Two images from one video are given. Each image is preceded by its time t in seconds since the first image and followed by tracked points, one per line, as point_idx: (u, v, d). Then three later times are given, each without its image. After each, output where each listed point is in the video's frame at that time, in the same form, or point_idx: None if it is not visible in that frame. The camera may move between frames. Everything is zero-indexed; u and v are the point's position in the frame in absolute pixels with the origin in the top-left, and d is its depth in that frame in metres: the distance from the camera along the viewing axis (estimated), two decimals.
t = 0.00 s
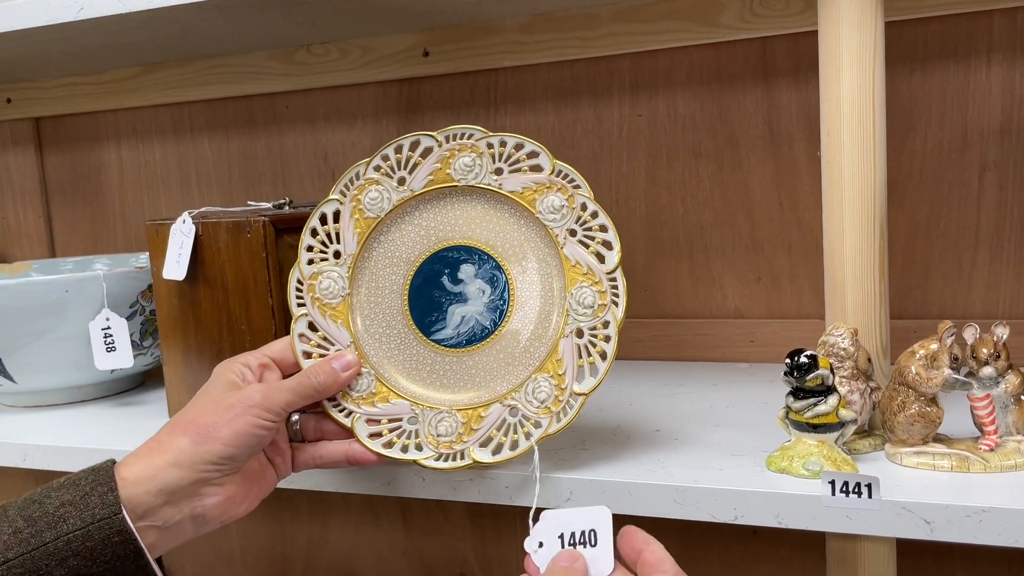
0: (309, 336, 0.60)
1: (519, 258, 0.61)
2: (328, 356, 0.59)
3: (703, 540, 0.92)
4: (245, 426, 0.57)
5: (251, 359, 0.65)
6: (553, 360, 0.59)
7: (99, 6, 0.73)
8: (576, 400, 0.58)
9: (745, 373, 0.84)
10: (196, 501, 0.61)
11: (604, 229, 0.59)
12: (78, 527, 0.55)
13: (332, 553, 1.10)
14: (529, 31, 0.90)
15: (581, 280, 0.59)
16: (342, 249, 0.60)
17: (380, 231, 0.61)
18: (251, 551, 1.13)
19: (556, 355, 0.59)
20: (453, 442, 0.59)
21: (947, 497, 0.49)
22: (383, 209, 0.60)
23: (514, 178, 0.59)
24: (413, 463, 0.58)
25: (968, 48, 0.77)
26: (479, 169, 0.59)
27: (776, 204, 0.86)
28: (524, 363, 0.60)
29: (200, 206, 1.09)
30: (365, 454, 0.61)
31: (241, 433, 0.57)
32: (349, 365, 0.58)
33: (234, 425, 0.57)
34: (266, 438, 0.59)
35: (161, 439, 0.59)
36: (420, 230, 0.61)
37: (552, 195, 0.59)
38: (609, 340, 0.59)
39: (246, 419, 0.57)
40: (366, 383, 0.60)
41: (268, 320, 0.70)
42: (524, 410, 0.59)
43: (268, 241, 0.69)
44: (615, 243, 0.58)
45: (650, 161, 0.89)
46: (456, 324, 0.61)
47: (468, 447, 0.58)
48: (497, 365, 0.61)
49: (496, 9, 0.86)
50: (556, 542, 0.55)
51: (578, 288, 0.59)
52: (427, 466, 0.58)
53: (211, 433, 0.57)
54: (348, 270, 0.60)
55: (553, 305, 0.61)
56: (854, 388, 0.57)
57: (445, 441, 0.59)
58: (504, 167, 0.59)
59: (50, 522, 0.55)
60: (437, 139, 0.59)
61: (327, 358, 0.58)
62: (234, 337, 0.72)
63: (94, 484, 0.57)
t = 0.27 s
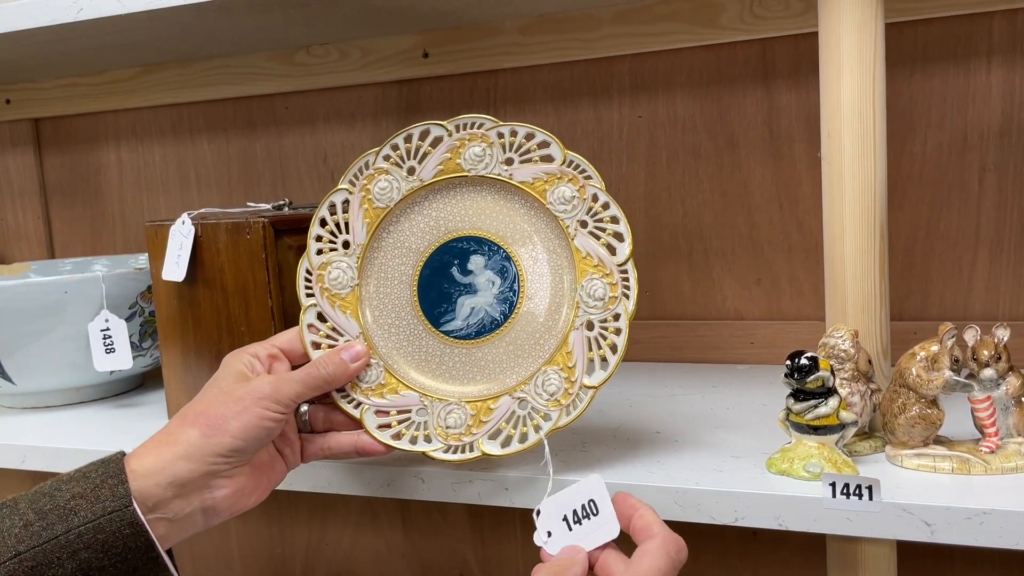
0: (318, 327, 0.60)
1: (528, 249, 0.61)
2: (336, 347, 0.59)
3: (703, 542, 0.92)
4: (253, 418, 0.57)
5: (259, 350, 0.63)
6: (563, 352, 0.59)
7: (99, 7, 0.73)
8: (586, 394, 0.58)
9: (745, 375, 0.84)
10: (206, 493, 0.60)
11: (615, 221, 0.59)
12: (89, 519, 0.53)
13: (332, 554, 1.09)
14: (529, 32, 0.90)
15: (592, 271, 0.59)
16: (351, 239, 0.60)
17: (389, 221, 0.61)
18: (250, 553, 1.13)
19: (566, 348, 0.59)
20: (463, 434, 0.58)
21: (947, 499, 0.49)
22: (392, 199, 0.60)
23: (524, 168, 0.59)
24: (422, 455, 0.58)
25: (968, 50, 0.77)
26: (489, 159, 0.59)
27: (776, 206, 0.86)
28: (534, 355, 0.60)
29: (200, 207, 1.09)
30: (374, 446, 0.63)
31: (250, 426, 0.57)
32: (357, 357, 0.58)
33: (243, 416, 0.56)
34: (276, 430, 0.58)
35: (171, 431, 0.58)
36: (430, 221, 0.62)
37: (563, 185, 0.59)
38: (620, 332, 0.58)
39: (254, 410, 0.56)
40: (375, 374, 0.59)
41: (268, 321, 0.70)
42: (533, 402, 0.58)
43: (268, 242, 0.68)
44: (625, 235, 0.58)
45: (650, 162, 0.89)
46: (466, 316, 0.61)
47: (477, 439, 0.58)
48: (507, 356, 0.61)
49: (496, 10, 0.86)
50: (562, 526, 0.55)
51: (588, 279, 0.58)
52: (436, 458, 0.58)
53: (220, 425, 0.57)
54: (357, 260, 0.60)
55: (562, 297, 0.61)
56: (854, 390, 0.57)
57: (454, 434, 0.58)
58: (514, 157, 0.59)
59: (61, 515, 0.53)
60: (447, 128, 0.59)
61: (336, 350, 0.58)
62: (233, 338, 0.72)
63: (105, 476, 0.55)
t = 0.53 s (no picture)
0: (322, 326, 0.60)
1: (533, 249, 0.61)
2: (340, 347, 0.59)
3: (701, 544, 0.92)
4: (257, 419, 0.57)
5: (262, 351, 0.63)
6: (568, 353, 0.59)
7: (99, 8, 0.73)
8: (591, 394, 0.58)
9: (743, 376, 0.84)
10: (209, 495, 0.60)
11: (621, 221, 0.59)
12: (92, 520, 0.53)
13: (330, 556, 1.09)
14: (528, 34, 0.90)
15: (598, 272, 0.59)
16: (355, 238, 0.60)
17: (393, 220, 0.61)
18: (249, 554, 1.13)
19: (571, 348, 0.59)
20: (467, 434, 0.58)
21: (946, 501, 0.49)
22: (397, 198, 0.60)
23: (530, 167, 0.59)
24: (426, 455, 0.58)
25: (966, 52, 0.77)
26: (494, 157, 0.59)
27: (774, 208, 0.86)
28: (539, 355, 0.60)
29: (198, 208, 1.09)
30: (378, 446, 0.63)
31: (253, 427, 0.57)
32: (361, 356, 0.58)
33: (246, 418, 0.56)
34: (279, 431, 0.58)
35: (173, 432, 0.58)
36: (435, 220, 0.62)
37: (568, 184, 0.59)
38: (625, 332, 0.58)
39: (258, 412, 0.56)
40: (379, 374, 0.59)
41: (267, 323, 0.70)
42: (538, 403, 0.58)
43: (266, 244, 0.68)
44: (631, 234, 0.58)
45: (649, 164, 0.89)
46: (470, 316, 0.61)
47: (481, 440, 0.58)
48: (511, 356, 0.61)
49: (496, 12, 0.86)
50: (562, 525, 0.55)
51: (594, 280, 0.58)
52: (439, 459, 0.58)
53: (223, 426, 0.57)
54: (361, 259, 0.60)
55: (567, 298, 0.61)
56: (853, 392, 0.57)
57: (458, 434, 0.58)
58: (519, 156, 0.59)
59: (64, 517, 0.52)
60: (452, 127, 0.59)
61: (340, 349, 0.58)
62: (232, 339, 0.72)
63: (107, 477, 0.55)
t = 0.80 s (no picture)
0: (318, 334, 0.60)
1: (530, 258, 0.62)
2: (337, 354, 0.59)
3: (698, 545, 0.92)
4: (254, 427, 0.57)
5: (259, 358, 0.64)
6: (564, 361, 0.60)
7: (97, 10, 0.73)
8: (587, 402, 0.59)
9: (739, 378, 0.84)
10: (206, 502, 0.60)
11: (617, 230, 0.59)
12: (89, 528, 0.53)
13: (327, 557, 1.09)
14: (525, 36, 0.90)
15: (594, 280, 0.59)
16: (352, 246, 0.60)
17: (390, 229, 0.61)
18: (246, 555, 1.13)
19: (568, 356, 0.59)
20: (463, 442, 0.59)
21: (940, 501, 0.49)
22: (394, 207, 0.60)
23: (527, 177, 0.60)
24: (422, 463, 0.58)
25: (961, 54, 0.77)
26: (492, 167, 0.59)
27: (770, 210, 0.86)
28: (535, 363, 0.61)
29: (196, 210, 1.09)
30: (374, 454, 0.62)
31: (250, 435, 0.57)
32: (358, 364, 0.58)
33: (243, 425, 0.57)
34: (276, 438, 0.58)
35: (170, 439, 0.58)
36: (432, 229, 0.62)
37: (565, 194, 0.59)
38: (621, 341, 0.59)
39: (255, 419, 0.57)
40: (375, 382, 0.59)
41: (264, 325, 0.70)
42: (534, 411, 0.59)
43: (264, 246, 0.69)
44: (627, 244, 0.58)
45: (646, 166, 0.90)
46: (467, 324, 0.61)
47: (477, 447, 0.58)
48: (507, 365, 0.61)
49: (493, 15, 0.86)
50: (561, 528, 0.55)
51: (590, 288, 0.59)
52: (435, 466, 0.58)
53: (220, 433, 0.57)
54: (358, 268, 0.60)
55: (564, 306, 0.61)
56: (847, 393, 0.57)
57: (454, 442, 0.58)
58: (516, 166, 0.60)
59: (60, 525, 0.53)
60: (449, 137, 0.59)
61: (336, 357, 0.58)
62: (230, 342, 0.72)
63: (104, 485, 0.56)
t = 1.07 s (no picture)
0: (315, 336, 0.60)
1: (527, 259, 0.62)
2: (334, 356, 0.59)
3: (696, 545, 0.92)
4: (252, 429, 0.57)
5: (256, 360, 0.64)
6: (561, 362, 0.60)
7: (97, 13, 0.73)
8: (585, 402, 0.59)
9: (737, 379, 0.84)
10: (204, 505, 0.60)
11: (614, 231, 0.59)
12: (86, 532, 0.53)
13: (327, 557, 1.10)
14: (524, 39, 0.91)
15: (591, 281, 0.60)
16: (349, 249, 0.60)
17: (387, 231, 0.61)
18: (245, 556, 1.13)
19: (565, 357, 0.60)
20: (461, 443, 0.59)
21: (937, 502, 0.50)
22: (391, 209, 0.60)
23: (523, 178, 0.59)
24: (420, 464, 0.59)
25: (958, 57, 0.78)
26: (488, 169, 0.60)
27: (768, 211, 0.86)
28: (533, 364, 0.61)
29: (196, 212, 1.09)
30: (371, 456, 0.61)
31: (248, 437, 0.57)
32: (356, 366, 0.58)
33: (241, 428, 0.57)
34: (274, 440, 0.59)
35: (167, 443, 0.58)
36: (429, 231, 0.62)
37: (562, 195, 0.59)
38: (618, 341, 0.59)
39: (253, 422, 0.57)
40: (373, 384, 0.60)
41: (264, 325, 0.70)
42: (532, 412, 0.59)
43: (264, 248, 0.69)
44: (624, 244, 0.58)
45: (644, 168, 0.90)
46: (464, 326, 0.61)
47: (475, 448, 0.59)
48: (505, 365, 0.61)
49: (492, 17, 0.87)
50: (546, 539, 0.54)
51: (587, 289, 0.59)
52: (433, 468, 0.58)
53: (218, 436, 0.57)
54: (355, 270, 0.61)
55: (561, 307, 0.61)
56: (845, 394, 0.57)
57: (453, 443, 0.59)
58: (513, 168, 0.60)
59: (57, 529, 0.53)
60: (446, 139, 0.60)
61: (334, 359, 0.58)
62: (230, 343, 0.72)
63: (101, 489, 0.55)
